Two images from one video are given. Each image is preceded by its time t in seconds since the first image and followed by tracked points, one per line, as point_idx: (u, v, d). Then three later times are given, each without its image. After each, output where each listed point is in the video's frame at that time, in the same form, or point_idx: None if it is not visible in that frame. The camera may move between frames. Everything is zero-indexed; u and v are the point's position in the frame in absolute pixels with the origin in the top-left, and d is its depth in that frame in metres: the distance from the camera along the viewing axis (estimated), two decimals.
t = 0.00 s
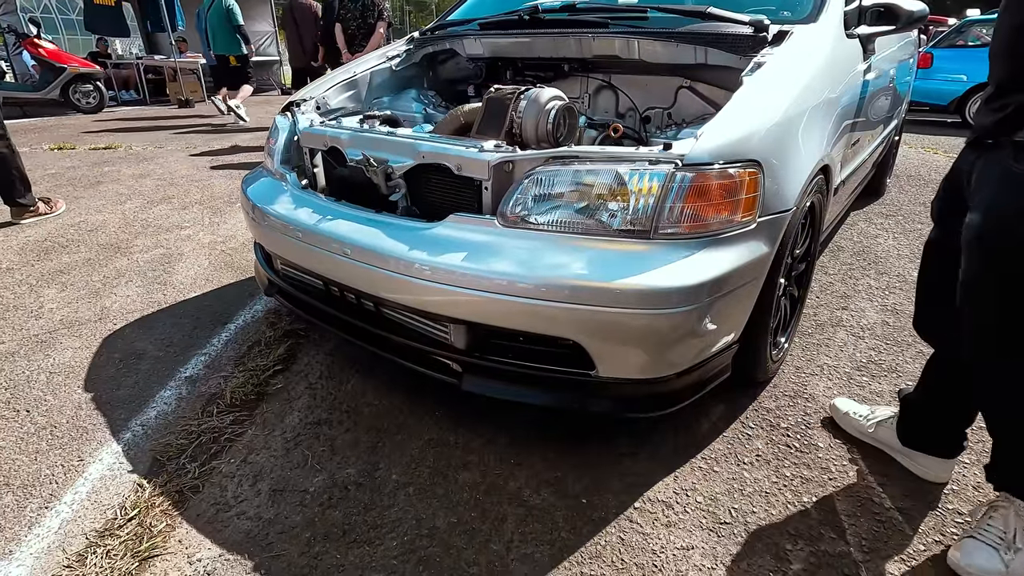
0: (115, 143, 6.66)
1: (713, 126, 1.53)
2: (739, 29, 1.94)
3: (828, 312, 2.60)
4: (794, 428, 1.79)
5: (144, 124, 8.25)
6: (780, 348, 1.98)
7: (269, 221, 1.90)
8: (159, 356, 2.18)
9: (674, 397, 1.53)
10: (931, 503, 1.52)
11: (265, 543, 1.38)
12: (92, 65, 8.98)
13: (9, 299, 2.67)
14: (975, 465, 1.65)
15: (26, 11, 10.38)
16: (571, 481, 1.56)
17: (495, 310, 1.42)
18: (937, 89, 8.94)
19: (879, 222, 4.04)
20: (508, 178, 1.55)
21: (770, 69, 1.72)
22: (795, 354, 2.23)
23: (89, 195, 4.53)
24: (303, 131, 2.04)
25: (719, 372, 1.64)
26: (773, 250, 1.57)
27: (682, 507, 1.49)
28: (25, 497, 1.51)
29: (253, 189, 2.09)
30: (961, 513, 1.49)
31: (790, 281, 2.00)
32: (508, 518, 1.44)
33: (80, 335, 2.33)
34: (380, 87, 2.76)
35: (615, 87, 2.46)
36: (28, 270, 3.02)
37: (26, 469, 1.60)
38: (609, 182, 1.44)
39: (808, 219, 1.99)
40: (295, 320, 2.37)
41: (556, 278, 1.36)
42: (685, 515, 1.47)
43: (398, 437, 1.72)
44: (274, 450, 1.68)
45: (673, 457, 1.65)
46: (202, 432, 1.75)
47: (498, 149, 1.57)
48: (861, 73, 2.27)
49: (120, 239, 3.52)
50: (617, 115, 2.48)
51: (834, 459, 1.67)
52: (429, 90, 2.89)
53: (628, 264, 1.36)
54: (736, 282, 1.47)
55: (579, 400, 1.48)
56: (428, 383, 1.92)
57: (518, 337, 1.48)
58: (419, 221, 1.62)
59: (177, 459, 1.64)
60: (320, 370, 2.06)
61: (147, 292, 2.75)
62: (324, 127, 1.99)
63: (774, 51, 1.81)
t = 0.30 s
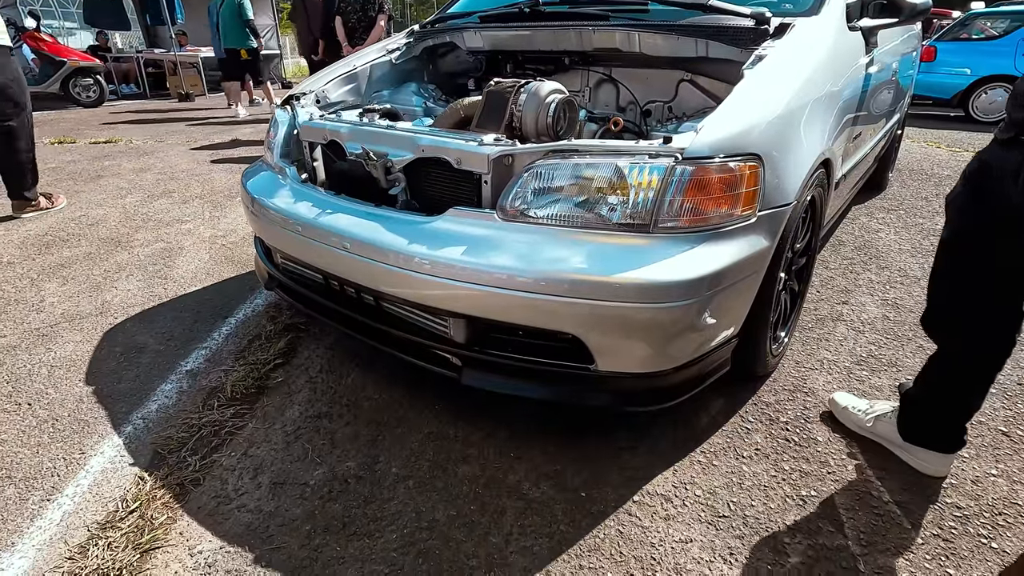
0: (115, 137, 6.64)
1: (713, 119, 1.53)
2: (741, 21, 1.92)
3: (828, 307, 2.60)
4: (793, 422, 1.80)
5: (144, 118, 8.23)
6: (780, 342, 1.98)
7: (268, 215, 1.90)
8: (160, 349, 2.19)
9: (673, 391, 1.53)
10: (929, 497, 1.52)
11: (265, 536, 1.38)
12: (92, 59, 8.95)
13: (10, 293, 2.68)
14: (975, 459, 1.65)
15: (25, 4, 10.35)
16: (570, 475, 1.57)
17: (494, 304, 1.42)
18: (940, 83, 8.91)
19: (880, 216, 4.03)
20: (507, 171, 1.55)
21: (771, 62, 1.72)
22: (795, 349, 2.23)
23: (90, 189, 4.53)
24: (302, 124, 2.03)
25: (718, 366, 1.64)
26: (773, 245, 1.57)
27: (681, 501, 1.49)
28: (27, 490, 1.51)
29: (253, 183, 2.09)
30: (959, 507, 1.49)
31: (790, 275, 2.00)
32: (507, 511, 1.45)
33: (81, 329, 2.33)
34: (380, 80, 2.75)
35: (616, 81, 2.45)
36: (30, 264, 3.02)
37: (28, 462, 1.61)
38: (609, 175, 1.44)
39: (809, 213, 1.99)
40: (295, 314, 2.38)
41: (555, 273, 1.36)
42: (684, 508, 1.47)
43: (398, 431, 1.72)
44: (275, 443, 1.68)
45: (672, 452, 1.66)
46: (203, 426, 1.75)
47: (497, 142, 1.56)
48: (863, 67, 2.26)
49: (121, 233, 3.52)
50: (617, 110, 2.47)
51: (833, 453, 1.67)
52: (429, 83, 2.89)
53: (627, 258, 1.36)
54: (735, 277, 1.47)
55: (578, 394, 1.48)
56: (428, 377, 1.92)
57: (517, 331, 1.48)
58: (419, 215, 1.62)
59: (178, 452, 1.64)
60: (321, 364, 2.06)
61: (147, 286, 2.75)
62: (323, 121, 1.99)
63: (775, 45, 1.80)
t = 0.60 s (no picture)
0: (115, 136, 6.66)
1: (706, 127, 1.55)
2: (735, 27, 1.94)
3: (823, 309, 2.62)
4: (785, 425, 1.82)
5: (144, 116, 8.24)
6: (773, 345, 2.00)
7: (268, 220, 1.92)
8: (161, 351, 2.21)
9: (666, 396, 1.56)
10: (917, 499, 1.55)
11: (265, 538, 1.41)
12: (91, 57, 8.96)
13: (12, 295, 2.70)
14: (963, 461, 1.68)
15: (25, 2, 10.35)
16: (565, 478, 1.59)
17: (490, 310, 1.44)
18: (941, 80, 8.91)
19: (877, 216, 4.05)
20: (503, 178, 1.57)
21: (766, 69, 1.74)
22: (789, 351, 2.25)
23: (90, 189, 4.55)
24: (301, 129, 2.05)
25: (712, 370, 1.67)
26: (765, 251, 1.59)
27: (673, 503, 1.52)
28: (31, 492, 1.54)
29: (252, 187, 2.11)
30: (947, 510, 1.52)
31: (784, 279, 2.02)
32: (503, 513, 1.48)
33: (83, 331, 2.35)
34: (379, 83, 2.77)
35: (613, 84, 2.48)
36: (31, 265, 3.05)
37: (32, 464, 1.64)
38: (603, 183, 1.46)
39: (803, 218, 2.01)
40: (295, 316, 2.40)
41: (550, 280, 1.38)
42: (676, 511, 1.50)
43: (396, 433, 1.75)
44: (274, 446, 1.71)
45: (666, 454, 1.68)
46: (204, 428, 1.78)
47: (493, 149, 1.58)
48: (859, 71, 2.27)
49: (121, 234, 3.54)
50: (615, 112, 2.50)
51: (824, 455, 1.70)
52: (428, 85, 2.91)
53: (621, 265, 1.38)
54: (727, 284, 1.49)
55: (572, 399, 1.50)
56: (425, 380, 1.95)
57: (512, 337, 1.50)
58: (416, 221, 1.64)
59: (179, 454, 1.67)
60: (320, 366, 2.09)
61: (148, 287, 2.78)
62: (322, 125, 2.01)
63: (769, 51, 1.82)
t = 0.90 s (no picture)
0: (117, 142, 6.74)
1: (689, 162, 1.63)
2: (720, 59, 2.02)
3: (808, 323, 2.71)
4: (766, 441, 1.92)
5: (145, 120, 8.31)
6: (756, 363, 2.09)
7: (272, 244, 2.00)
8: (170, 368, 2.30)
9: (650, 416, 1.65)
10: (887, 514, 1.64)
11: (272, 553, 1.50)
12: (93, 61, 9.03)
13: (23, 310, 2.79)
14: (933, 477, 1.77)
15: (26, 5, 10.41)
16: (554, 494, 1.68)
17: (483, 337, 1.53)
18: (936, 84, 8.97)
19: (867, 227, 4.14)
20: (496, 211, 1.65)
21: (748, 102, 1.83)
22: (774, 367, 2.35)
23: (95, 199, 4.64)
24: (303, 155, 2.14)
25: (694, 391, 1.76)
26: (744, 279, 1.68)
27: (656, 518, 1.61)
28: (51, 509, 1.63)
29: (256, 210, 2.19)
30: (915, 525, 1.61)
31: (767, 299, 2.11)
32: (495, 529, 1.57)
33: (94, 347, 2.44)
34: (378, 103, 2.86)
35: (605, 106, 2.56)
36: (41, 279, 3.14)
37: (51, 481, 1.73)
38: (590, 218, 1.54)
39: (784, 242, 2.10)
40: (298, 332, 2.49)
41: (539, 311, 1.47)
42: (659, 526, 1.59)
43: (395, 450, 1.84)
44: (280, 463, 1.80)
45: (651, 471, 1.77)
46: (212, 445, 1.87)
47: (487, 183, 1.66)
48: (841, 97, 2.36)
49: (127, 246, 3.63)
50: (607, 133, 2.57)
51: (802, 471, 1.79)
52: (426, 104, 2.98)
53: (607, 297, 1.47)
54: (707, 312, 1.58)
55: (561, 420, 1.60)
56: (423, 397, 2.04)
57: (505, 362, 1.59)
58: (414, 250, 1.73)
59: (189, 471, 1.76)
60: (323, 383, 2.18)
61: (155, 302, 2.86)
62: (323, 152, 2.09)
63: (752, 83, 1.90)
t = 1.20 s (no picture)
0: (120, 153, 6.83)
1: (669, 208, 1.73)
2: (701, 101, 2.12)
3: (791, 345, 2.81)
4: (744, 466, 2.02)
5: (147, 128, 8.41)
6: (736, 390, 2.19)
7: (275, 277, 2.10)
8: (177, 392, 2.40)
9: (632, 446, 1.76)
10: (853, 539, 1.76)
11: None
12: (94, 69, 9.12)
13: (34, 331, 2.89)
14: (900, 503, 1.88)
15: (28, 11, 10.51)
16: (541, 520, 1.79)
17: (474, 376, 1.63)
18: (931, 92, 9.04)
19: (854, 243, 4.23)
20: (487, 254, 1.75)
21: (728, 146, 1.92)
22: (755, 390, 2.45)
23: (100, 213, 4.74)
24: (305, 190, 2.24)
25: (674, 421, 1.87)
26: (720, 317, 1.79)
27: (637, 543, 1.72)
28: (68, 534, 1.73)
29: (259, 242, 2.29)
30: (881, 551, 1.72)
31: (748, 328, 2.21)
32: (486, 554, 1.67)
33: (104, 370, 2.54)
34: (376, 131, 2.95)
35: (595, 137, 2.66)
36: (50, 299, 3.24)
37: (67, 506, 1.83)
38: (574, 264, 1.64)
39: (764, 275, 2.20)
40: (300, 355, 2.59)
41: (526, 352, 1.57)
42: (640, 551, 1.70)
43: (393, 476, 1.94)
44: (283, 488, 1.90)
45: (634, 497, 1.88)
46: (218, 470, 1.97)
47: (478, 228, 1.76)
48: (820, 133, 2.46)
49: (132, 264, 3.73)
50: (597, 162, 2.68)
51: (776, 496, 1.90)
52: (423, 130, 3.08)
53: (589, 339, 1.57)
54: (684, 351, 1.69)
55: (548, 452, 1.70)
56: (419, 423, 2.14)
57: (495, 398, 1.69)
58: (410, 289, 1.83)
59: (198, 497, 1.86)
60: (323, 408, 2.28)
61: (162, 323, 2.96)
62: (324, 189, 2.19)
63: (731, 127, 1.99)
